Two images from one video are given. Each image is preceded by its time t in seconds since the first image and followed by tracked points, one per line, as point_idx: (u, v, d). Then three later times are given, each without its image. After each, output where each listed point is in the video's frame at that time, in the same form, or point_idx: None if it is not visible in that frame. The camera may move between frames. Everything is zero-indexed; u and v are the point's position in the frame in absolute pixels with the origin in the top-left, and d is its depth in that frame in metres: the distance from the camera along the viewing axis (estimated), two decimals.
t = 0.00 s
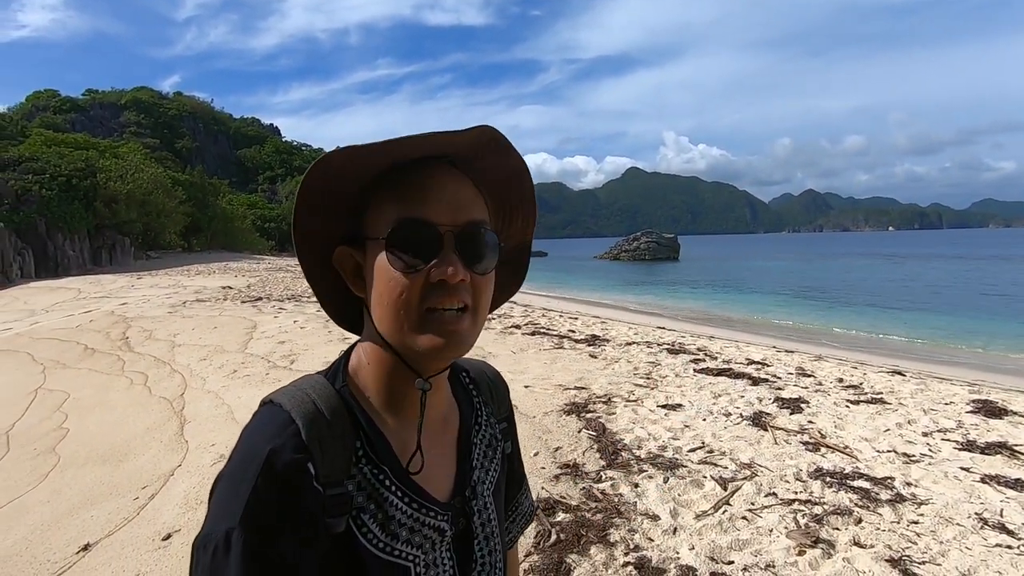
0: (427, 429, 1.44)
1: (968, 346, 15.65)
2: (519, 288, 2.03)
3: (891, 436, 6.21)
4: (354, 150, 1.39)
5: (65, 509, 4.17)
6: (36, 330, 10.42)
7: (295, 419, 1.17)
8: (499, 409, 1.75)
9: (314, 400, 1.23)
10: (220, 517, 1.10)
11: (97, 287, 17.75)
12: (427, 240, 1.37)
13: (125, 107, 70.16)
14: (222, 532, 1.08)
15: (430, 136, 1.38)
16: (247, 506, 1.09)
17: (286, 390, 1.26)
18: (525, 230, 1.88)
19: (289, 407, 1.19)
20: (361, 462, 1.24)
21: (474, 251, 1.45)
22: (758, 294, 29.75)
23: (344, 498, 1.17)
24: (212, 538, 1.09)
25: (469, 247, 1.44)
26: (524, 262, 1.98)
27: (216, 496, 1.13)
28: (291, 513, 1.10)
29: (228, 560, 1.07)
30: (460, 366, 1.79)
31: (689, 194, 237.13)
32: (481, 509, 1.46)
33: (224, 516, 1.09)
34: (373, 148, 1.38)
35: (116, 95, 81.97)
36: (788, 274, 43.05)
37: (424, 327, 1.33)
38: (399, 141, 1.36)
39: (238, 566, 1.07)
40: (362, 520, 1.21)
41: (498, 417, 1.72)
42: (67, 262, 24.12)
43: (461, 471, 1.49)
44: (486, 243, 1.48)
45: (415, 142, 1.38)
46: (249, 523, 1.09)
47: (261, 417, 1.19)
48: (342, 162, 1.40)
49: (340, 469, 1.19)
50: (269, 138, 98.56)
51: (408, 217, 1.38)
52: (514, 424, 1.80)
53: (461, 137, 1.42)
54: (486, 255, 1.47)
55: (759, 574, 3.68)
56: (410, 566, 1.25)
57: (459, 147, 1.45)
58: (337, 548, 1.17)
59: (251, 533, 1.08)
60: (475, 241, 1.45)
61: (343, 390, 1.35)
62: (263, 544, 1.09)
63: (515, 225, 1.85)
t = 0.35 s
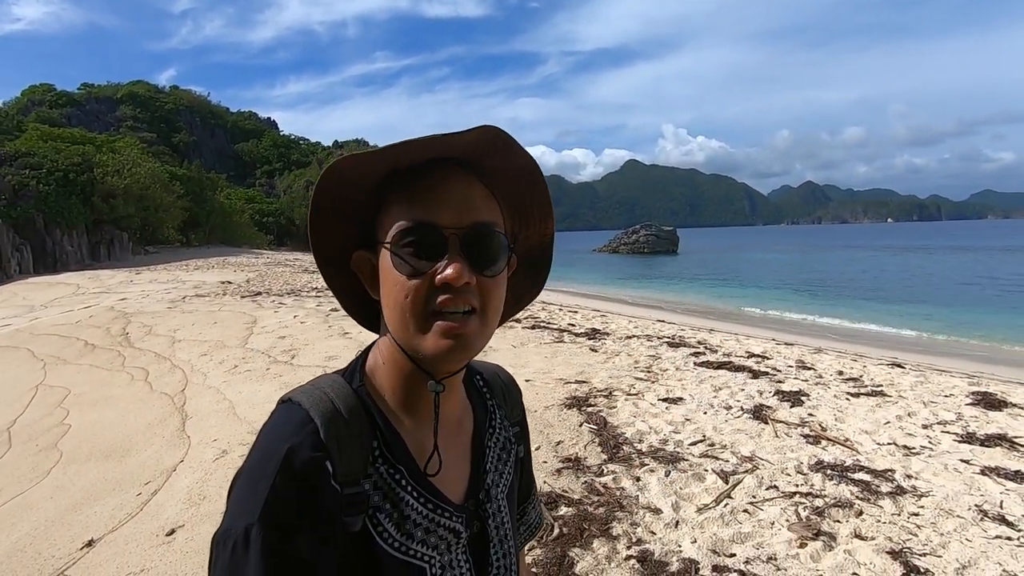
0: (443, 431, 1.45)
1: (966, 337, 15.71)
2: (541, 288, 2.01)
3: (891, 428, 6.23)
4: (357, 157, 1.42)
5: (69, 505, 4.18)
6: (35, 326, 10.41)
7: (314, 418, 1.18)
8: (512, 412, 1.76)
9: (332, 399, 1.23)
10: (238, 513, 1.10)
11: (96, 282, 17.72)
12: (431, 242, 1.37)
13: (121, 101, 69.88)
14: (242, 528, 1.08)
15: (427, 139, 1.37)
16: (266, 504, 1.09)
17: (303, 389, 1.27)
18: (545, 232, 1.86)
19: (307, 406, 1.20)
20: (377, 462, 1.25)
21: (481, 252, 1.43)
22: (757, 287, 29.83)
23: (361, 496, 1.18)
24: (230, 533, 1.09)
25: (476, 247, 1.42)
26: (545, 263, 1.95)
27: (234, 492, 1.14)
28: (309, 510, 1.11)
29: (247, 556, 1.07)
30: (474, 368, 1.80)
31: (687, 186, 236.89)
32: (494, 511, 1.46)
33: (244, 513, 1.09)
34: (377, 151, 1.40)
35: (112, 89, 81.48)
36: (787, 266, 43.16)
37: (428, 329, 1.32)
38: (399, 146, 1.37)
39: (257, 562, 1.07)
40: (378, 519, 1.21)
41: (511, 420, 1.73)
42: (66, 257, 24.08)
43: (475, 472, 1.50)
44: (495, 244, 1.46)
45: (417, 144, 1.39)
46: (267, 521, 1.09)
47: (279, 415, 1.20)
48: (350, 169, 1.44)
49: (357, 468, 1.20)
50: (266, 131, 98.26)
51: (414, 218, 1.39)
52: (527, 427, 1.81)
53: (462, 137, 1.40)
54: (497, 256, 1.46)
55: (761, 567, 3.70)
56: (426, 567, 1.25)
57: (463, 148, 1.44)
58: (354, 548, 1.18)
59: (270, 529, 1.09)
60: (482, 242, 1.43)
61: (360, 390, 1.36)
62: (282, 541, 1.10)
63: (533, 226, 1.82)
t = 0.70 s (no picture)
0: (444, 430, 1.46)
1: (957, 330, 15.85)
2: (538, 287, 2.01)
3: (883, 421, 6.29)
4: (355, 163, 1.41)
5: (63, 503, 4.17)
6: (26, 322, 10.33)
7: (317, 422, 1.18)
8: (512, 410, 1.76)
9: (333, 403, 1.24)
10: (241, 518, 1.10)
11: (87, 277, 17.59)
12: (430, 247, 1.38)
13: (110, 93, 69.14)
14: (246, 531, 1.08)
15: (423, 145, 1.37)
16: (270, 508, 1.09)
17: (305, 392, 1.27)
18: (542, 231, 1.85)
19: (309, 409, 1.21)
20: (380, 463, 1.25)
21: (479, 254, 1.43)
22: (750, 280, 29.96)
23: (363, 499, 1.19)
24: (234, 537, 1.09)
25: (474, 251, 1.43)
26: (542, 262, 1.95)
27: (238, 496, 1.14)
28: (312, 513, 1.12)
29: (251, 560, 1.07)
30: (473, 367, 1.80)
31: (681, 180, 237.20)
32: (496, 511, 1.47)
33: (248, 516, 1.09)
34: (372, 157, 1.40)
35: (101, 81, 80.54)
36: (779, 259, 43.40)
37: (428, 333, 1.32)
38: (395, 152, 1.37)
39: (261, 566, 1.07)
40: (382, 521, 1.22)
41: (511, 418, 1.74)
42: (56, 252, 23.87)
43: (477, 473, 1.51)
44: (493, 246, 1.46)
45: (411, 151, 1.39)
46: (271, 525, 1.09)
47: (281, 419, 1.20)
48: (345, 176, 1.45)
49: (360, 469, 1.20)
50: (258, 125, 97.55)
51: (411, 224, 1.39)
52: (528, 424, 1.82)
53: (459, 141, 1.41)
54: (495, 259, 1.46)
55: (755, 560, 3.74)
56: (429, 567, 1.26)
57: (460, 152, 1.43)
58: (357, 551, 1.18)
59: (274, 531, 1.09)
60: (481, 245, 1.43)
61: (363, 392, 1.36)
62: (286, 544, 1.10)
63: (530, 226, 1.82)
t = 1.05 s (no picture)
0: (449, 426, 1.47)
1: (947, 328, 15.99)
2: (541, 285, 2.01)
3: (875, 418, 6.34)
4: (359, 163, 1.42)
5: (57, 500, 4.16)
6: (17, 318, 10.25)
7: (325, 415, 1.19)
8: (515, 406, 1.77)
9: (341, 396, 1.24)
10: (252, 507, 1.11)
11: (79, 273, 17.49)
12: (433, 245, 1.38)
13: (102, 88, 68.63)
14: (256, 521, 1.09)
15: (428, 145, 1.38)
16: (280, 498, 1.10)
17: (313, 386, 1.28)
18: (544, 229, 1.86)
19: (317, 403, 1.22)
20: (386, 457, 1.26)
21: (482, 252, 1.44)
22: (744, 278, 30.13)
23: (370, 491, 1.20)
24: (245, 527, 1.10)
25: (476, 249, 1.43)
26: (545, 260, 1.96)
27: (249, 486, 1.15)
28: (321, 505, 1.13)
29: (261, 551, 1.07)
30: (476, 364, 1.81)
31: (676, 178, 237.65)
32: (498, 506, 1.49)
33: (258, 506, 1.10)
34: (376, 157, 1.41)
35: (93, 76, 79.93)
36: (773, 258, 43.65)
37: (432, 330, 1.33)
38: (398, 153, 1.39)
39: (272, 556, 1.08)
40: (388, 513, 1.23)
41: (515, 414, 1.75)
42: (47, 247, 23.71)
43: (480, 467, 1.52)
44: (496, 244, 1.47)
45: (414, 151, 1.40)
46: (281, 515, 1.10)
47: (290, 413, 1.21)
48: (350, 176, 1.45)
49: (368, 462, 1.21)
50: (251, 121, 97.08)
51: (415, 222, 1.40)
52: (530, 420, 1.83)
53: (461, 142, 1.41)
54: (498, 256, 1.47)
55: (748, 554, 3.78)
56: (432, 560, 1.27)
57: (463, 152, 1.44)
58: (365, 542, 1.19)
59: (284, 522, 1.10)
60: (483, 243, 1.44)
61: (370, 387, 1.37)
62: (296, 536, 1.11)
63: (532, 223, 1.83)
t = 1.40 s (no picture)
0: (443, 425, 1.47)
1: (935, 325, 16.16)
2: (537, 288, 2.02)
3: (864, 415, 6.40)
4: (362, 159, 1.42)
5: (46, 498, 4.12)
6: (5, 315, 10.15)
7: (322, 415, 1.18)
8: (505, 404, 1.78)
9: (337, 395, 1.24)
10: (248, 508, 1.09)
11: (68, 270, 17.32)
12: (433, 243, 1.39)
13: (91, 82, 67.87)
14: (252, 521, 1.07)
15: (430, 144, 1.38)
16: (276, 500, 1.09)
17: (307, 385, 1.26)
18: (541, 231, 1.87)
19: (313, 402, 1.20)
20: (382, 455, 1.26)
21: (481, 252, 1.44)
22: (736, 275, 30.30)
23: (367, 491, 1.19)
24: (241, 528, 1.08)
25: (475, 249, 1.43)
26: (541, 261, 1.96)
27: (243, 485, 1.13)
28: (318, 505, 1.12)
29: (258, 552, 1.06)
30: (468, 363, 1.81)
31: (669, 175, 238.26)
32: (491, 504, 1.50)
33: (254, 506, 1.08)
34: (379, 155, 1.41)
35: (82, 69, 79.00)
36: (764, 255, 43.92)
37: (429, 329, 1.34)
38: (401, 151, 1.38)
39: (268, 558, 1.07)
40: (384, 513, 1.23)
41: (504, 412, 1.76)
42: (35, 243, 23.48)
43: (473, 465, 1.53)
44: (495, 245, 1.47)
45: (417, 149, 1.40)
46: (278, 516, 1.09)
47: (286, 412, 1.19)
48: (351, 172, 1.45)
49: (364, 461, 1.20)
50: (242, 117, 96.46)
51: (414, 222, 1.40)
52: (520, 415, 1.85)
53: (465, 142, 1.42)
54: (496, 257, 1.47)
55: (739, 550, 3.81)
56: (429, 561, 1.28)
57: (466, 152, 1.45)
58: (360, 541, 1.19)
59: (281, 521, 1.09)
60: (483, 243, 1.45)
61: (365, 387, 1.37)
62: (293, 538, 1.10)
63: (529, 225, 1.84)
